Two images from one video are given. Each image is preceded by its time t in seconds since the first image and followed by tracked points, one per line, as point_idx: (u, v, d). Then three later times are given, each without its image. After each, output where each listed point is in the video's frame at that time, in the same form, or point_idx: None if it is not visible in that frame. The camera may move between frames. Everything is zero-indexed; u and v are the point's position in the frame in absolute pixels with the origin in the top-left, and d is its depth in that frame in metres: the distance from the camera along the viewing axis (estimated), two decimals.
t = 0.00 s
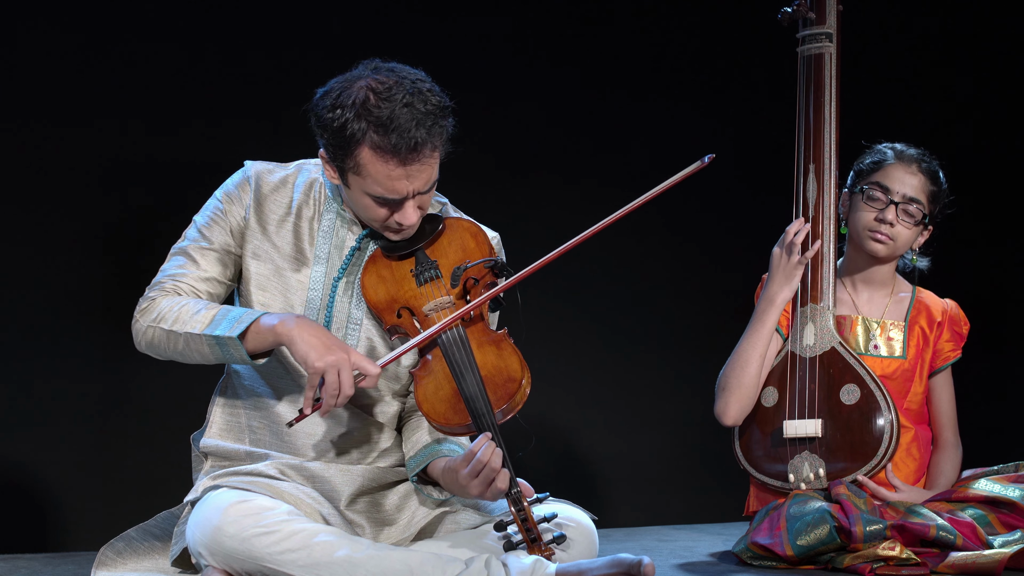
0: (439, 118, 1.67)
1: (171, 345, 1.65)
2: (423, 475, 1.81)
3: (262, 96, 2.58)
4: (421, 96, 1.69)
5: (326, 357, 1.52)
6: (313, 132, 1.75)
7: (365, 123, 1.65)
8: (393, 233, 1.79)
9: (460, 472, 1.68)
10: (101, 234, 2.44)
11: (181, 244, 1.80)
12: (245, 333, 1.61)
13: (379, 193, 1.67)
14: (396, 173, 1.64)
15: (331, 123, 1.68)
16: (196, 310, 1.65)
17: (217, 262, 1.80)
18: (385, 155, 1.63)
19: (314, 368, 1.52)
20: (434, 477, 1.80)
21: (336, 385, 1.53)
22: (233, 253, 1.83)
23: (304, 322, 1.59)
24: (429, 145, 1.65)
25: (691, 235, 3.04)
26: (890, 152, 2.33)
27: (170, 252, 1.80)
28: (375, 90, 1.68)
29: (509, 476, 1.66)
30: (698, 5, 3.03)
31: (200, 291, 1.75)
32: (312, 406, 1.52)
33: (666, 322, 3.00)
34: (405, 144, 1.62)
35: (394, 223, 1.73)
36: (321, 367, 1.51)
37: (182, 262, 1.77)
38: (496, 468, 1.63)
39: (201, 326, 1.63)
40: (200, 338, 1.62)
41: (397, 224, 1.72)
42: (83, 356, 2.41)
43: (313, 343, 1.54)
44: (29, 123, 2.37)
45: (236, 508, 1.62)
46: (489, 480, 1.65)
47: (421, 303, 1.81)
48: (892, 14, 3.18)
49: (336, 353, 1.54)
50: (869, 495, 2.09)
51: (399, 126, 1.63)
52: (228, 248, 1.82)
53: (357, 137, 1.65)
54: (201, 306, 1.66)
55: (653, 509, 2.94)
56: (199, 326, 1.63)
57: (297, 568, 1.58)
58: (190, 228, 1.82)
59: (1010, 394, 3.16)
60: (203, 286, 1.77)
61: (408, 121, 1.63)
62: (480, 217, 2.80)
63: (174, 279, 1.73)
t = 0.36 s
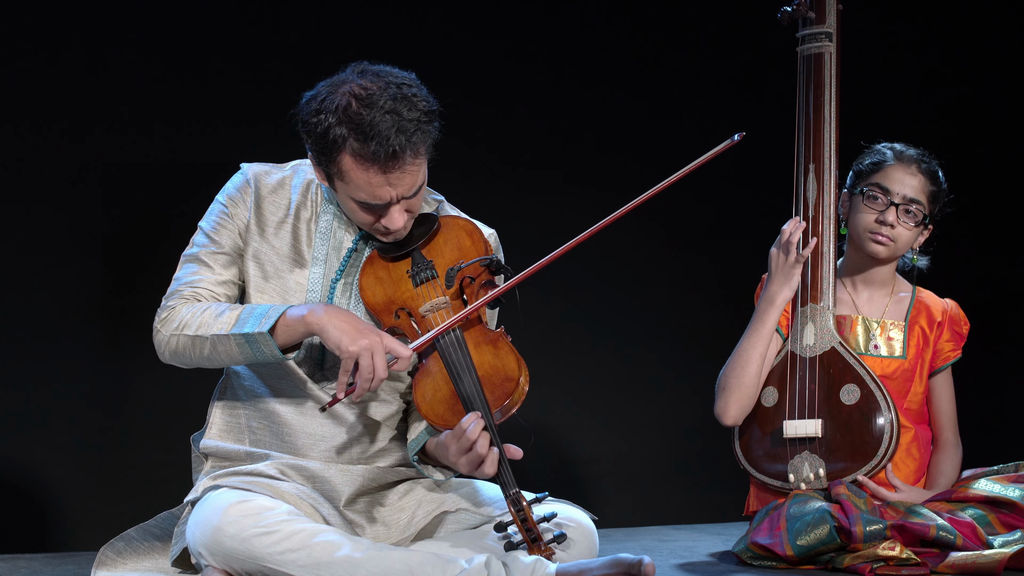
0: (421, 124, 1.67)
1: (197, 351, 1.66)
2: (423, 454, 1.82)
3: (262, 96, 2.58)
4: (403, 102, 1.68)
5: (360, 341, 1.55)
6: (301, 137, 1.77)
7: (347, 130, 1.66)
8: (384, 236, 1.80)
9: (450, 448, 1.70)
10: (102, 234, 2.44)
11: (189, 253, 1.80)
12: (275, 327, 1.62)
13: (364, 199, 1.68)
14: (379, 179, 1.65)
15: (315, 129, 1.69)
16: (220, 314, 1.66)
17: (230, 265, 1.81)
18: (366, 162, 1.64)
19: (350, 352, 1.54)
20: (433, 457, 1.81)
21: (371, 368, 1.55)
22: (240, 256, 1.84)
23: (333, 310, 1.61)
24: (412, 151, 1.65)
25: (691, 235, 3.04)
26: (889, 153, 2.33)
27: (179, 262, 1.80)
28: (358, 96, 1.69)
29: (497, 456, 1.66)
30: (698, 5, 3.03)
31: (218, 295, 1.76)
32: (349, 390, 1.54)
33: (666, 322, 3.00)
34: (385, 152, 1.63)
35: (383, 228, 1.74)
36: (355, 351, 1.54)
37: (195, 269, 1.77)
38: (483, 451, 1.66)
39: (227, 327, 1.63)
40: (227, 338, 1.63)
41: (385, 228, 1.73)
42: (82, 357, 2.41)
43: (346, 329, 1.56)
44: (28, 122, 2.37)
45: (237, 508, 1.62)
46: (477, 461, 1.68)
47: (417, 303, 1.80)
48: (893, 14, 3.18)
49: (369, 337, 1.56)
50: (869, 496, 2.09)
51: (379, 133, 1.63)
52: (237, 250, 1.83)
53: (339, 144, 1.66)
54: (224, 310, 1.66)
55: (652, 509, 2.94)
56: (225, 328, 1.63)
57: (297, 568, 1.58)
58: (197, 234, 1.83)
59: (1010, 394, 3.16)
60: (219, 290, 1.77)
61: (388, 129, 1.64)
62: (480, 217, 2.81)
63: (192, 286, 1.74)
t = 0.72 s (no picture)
0: (427, 118, 1.69)
1: (162, 354, 1.67)
2: (422, 454, 1.82)
3: (262, 96, 2.58)
4: (409, 95, 1.70)
5: (313, 365, 1.54)
6: (303, 134, 1.76)
7: (355, 124, 1.67)
8: (386, 232, 1.80)
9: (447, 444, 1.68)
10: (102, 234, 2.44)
11: (174, 253, 1.81)
12: (233, 343, 1.63)
13: (372, 194, 1.69)
14: (389, 173, 1.66)
15: (322, 125, 1.69)
16: (186, 321, 1.66)
17: (209, 271, 1.81)
18: (376, 156, 1.65)
19: (302, 376, 1.53)
20: (432, 456, 1.81)
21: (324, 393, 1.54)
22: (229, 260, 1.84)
23: (290, 331, 1.60)
24: (420, 144, 1.66)
25: (691, 235, 3.04)
26: (885, 152, 2.33)
27: (163, 260, 1.81)
28: (364, 91, 1.70)
29: (494, 454, 1.66)
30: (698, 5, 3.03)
31: (191, 300, 1.76)
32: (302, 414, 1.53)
33: (666, 322, 3.00)
34: (395, 145, 1.64)
35: (387, 223, 1.75)
36: (307, 375, 1.53)
37: (175, 270, 1.77)
38: (482, 445, 1.65)
39: (190, 334, 1.65)
40: (189, 347, 1.64)
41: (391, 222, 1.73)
42: (82, 357, 2.41)
43: (301, 353, 1.55)
44: (28, 122, 2.37)
45: (236, 508, 1.62)
46: (475, 457, 1.66)
47: (416, 304, 1.80)
48: (893, 14, 3.18)
49: (322, 362, 1.55)
50: (869, 496, 2.09)
51: (389, 126, 1.64)
52: (219, 256, 1.82)
53: (348, 138, 1.66)
54: (191, 316, 1.67)
55: (652, 509, 2.94)
56: (188, 335, 1.65)
57: (297, 568, 1.58)
58: (183, 235, 1.83)
59: (1010, 395, 3.16)
60: (201, 294, 1.79)
61: (397, 122, 1.65)
62: (480, 216, 2.81)
63: (166, 289, 1.75)
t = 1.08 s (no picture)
0: (404, 114, 1.69)
1: (132, 362, 1.67)
2: (417, 450, 1.86)
3: (263, 96, 2.58)
4: (384, 93, 1.70)
5: (270, 386, 1.53)
6: (281, 138, 1.77)
7: (331, 126, 1.67)
8: (373, 230, 1.80)
9: (442, 443, 1.68)
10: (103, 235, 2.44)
11: (154, 259, 1.81)
12: (196, 359, 1.62)
13: (354, 194, 1.69)
14: (369, 173, 1.66)
15: (299, 128, 1.70)
16: (155, 331, 1.66)
17: (186, 279, 1.80)
18: (354, 157, 1.65)
19: (259, 397, 1.53)
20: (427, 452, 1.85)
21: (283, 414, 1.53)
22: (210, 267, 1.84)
23: (252, 349, 1.60)
24: (397, 142, 1.66)
25: (691, 235, 3.04)
26: (884, 152, 2.33)
27: (143, 266, 1.81)
28: (338, 92, 1.70)
29: (489, 450, 1.67)
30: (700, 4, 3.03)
31: (166, 309, 1.76)
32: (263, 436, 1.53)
33: (666, 322, 3.00)
34: (372, 145, 1.64)
35: (371, 221, 1.75)
36: (265, 396, 1.52)
37: (153, 277, 1.78)
38: (477, 442, 1.65)
39: (156, 346, 1.64)
40: (156, 360, 1.63)
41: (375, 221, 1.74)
42: (82, 356, 2.41)
43: (260, 374, 1.55)
44: (28, 121, 2.37)
45: (235, 509, 1.62)
46: (469, 454, 1.67)
47: (406, 302, 1.80)
48: (894, 14, 3.18)
49: (280, 384, 1.54)
50: (869, 496, 2.09)
51: (365, 127, 1.65)
52: (200, 263, 1.82)
53: (326, 141, 1.67)
54: (161, 326, 1.67)
55: (652, 509, 2.94)
56: (154, 346, 1.64)
57: (297, 568, 1.58)
58: (164, 242, 1.83)
59: (1011, 395, 3.16)
60: (178, 302, 1.79)
61: (373, 122, 1.65)
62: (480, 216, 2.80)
63: (142, 296, 1.75)
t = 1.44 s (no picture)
0: (373, 103, 1.71)
1: (99, 369, 1.73)
2: (416, 435, 1.83)
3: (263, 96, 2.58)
4: (353, 84, 1.73)
5: (217, 405, 1.55)
6: (255, 139, 1.79)
7: (303, 120, 1.69)
8: (354, 223, 1.80)
9: (439, 420, 1.68)
10: (103, 235, 2.44)
11: (131, 267, 1.86)
12: (152, 376, 1.66)
13: (331, 185, 1.70)
14: (344, 163, 1.67)
15: (272, 126, 1.72)
16: (121, 341, 1.71)
17: (160, 290, 1.85)
18: (328, 147, 1.67)
19: (206, 415, 1.55)
20: (426, 436, 1.82)
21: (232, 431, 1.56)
22: (186, 276, 1.87)
23: (204, 369, 1.63)
24: (369, 130, 1.68)
25: (691, 235, 3.04)
26: (882, 152, 2.33)
27: (122, 273, 1.87)
28: (307, 86, 1.72)
29: (488, 423, 1.65)
30: (701, 5, 3.03)
31: (138, 319, 1.81)
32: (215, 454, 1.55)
33: (666, 322, 3.00)
34: (344, 134, 1.66)
35: (350, 212, 1.75)
36: (212, 414, 1.55)
37: (129, 286, 1.83)
38: (474, 415, 1.64)
39: (117, 357, 1.69)
40: (116, 372, 1.68)
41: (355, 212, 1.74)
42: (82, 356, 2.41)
43: (209, 393, 1.58)
44: (29, 121, 2.37)
45: (235, 508, 1.62)
46: (467, 428, 1.66)
47: (392, 288, 1.80)
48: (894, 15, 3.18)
49: (227, 402, 1.56)
50: (869, 496, 2.09)
51: (336, 117, 1.67)
52: (175, 274, 1.86)
53: (299, 135, 1.69)
54: (127, 337, 1.72)
55: (652, 509, 2.94)
56: (115, 357, 1.69)
57: (296, 568, 1.58)
58: (142, 250, 1.87)
59: (1011, 395, 3.16)
60: (150, 312, 1.83)
61: (343, 111, 1.67)
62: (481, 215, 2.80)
63: (116, 304, 1.80)
